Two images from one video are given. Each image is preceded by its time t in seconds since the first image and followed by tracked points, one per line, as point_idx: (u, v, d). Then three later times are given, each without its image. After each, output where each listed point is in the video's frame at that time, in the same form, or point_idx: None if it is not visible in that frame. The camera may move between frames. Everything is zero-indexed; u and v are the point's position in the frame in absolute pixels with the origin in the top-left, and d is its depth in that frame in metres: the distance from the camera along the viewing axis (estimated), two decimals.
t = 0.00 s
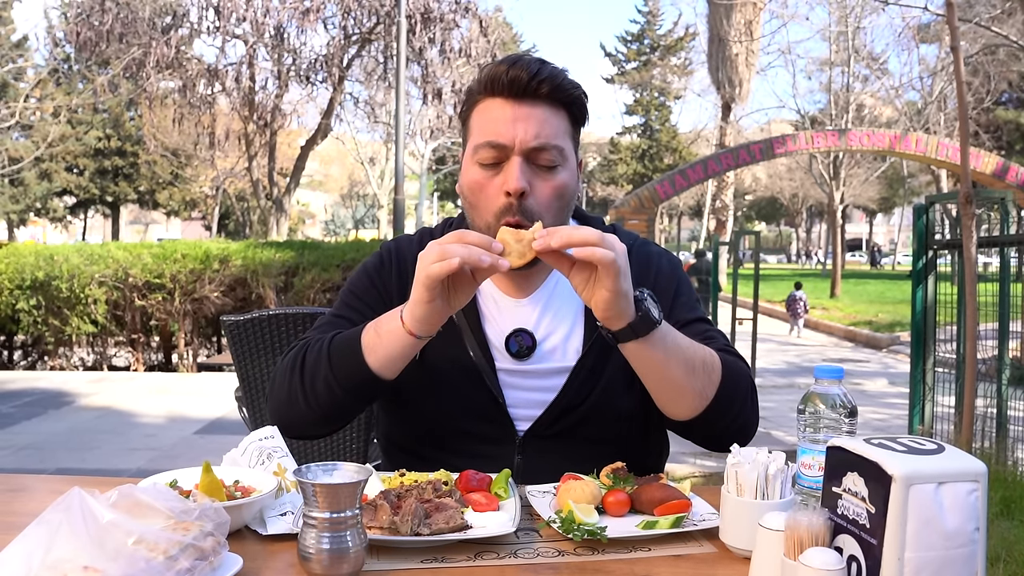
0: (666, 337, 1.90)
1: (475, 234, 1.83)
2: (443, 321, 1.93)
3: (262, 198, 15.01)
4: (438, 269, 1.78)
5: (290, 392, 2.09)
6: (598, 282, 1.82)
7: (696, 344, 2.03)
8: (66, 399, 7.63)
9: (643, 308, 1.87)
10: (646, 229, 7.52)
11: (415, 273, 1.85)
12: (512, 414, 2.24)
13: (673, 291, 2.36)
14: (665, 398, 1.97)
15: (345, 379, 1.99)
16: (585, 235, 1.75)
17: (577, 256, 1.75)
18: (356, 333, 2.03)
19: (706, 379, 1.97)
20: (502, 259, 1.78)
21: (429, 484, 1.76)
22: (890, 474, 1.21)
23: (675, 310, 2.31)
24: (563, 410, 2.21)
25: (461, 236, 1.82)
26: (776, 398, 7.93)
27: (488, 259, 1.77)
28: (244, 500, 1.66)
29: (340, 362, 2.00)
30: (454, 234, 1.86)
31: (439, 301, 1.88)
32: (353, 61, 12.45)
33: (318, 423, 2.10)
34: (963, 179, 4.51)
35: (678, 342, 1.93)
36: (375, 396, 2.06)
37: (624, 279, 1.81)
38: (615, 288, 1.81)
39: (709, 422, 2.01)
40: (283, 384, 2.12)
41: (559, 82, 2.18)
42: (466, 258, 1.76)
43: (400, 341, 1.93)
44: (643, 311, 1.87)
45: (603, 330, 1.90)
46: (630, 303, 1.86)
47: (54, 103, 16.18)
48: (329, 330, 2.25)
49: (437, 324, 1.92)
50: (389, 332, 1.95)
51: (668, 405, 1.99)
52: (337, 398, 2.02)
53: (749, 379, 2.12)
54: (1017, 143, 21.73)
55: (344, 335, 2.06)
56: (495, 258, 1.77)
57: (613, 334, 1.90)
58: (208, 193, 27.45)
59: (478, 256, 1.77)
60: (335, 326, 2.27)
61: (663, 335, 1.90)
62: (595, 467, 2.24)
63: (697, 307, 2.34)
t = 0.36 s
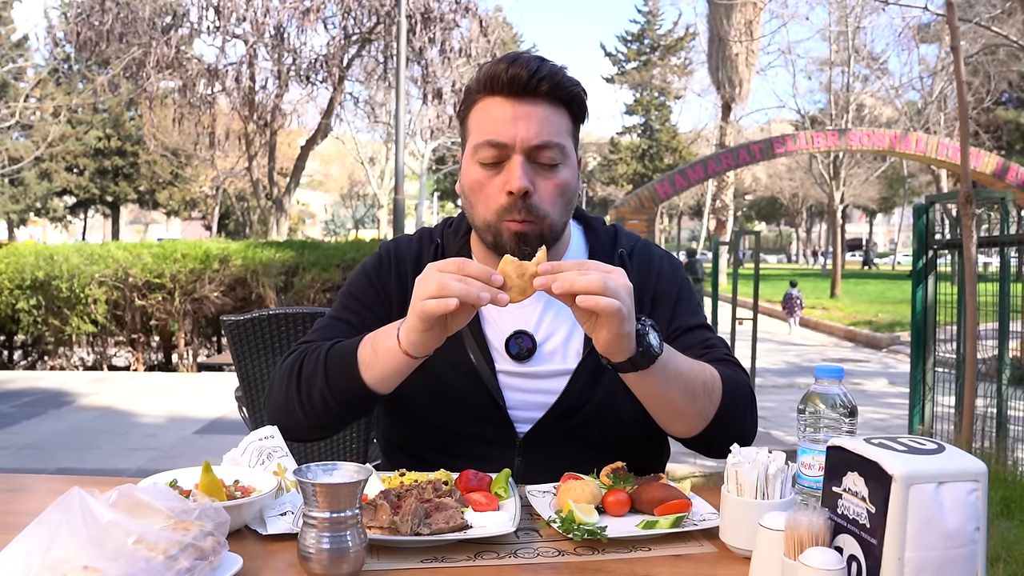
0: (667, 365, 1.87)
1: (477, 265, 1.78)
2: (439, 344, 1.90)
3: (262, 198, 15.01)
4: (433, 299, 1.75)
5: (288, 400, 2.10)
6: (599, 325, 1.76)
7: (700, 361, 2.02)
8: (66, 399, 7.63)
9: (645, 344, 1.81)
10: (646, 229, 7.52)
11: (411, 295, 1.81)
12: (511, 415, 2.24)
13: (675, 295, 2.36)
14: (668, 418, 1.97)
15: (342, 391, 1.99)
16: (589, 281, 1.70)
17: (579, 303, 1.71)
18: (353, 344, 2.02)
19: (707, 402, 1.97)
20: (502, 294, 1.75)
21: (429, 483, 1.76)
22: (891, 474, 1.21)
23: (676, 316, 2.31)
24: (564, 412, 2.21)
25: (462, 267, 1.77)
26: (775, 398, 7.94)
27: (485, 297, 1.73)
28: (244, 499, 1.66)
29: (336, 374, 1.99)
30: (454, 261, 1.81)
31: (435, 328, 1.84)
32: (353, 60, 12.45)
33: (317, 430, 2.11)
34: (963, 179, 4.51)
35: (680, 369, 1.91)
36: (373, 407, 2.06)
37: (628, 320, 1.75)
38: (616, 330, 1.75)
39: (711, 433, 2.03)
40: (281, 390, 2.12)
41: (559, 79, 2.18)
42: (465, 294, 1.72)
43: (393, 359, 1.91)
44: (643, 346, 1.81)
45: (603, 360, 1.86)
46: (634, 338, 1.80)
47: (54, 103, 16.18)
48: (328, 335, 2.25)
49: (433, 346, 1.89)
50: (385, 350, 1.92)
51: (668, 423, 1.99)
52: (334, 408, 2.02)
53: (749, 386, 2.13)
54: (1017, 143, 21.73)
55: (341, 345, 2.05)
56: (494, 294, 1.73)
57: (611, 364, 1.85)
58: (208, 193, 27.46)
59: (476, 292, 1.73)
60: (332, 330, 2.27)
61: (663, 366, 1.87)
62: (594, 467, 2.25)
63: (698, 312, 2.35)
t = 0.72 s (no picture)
0: (672, 372, 1.87)
1: (477, 275, 1.78)
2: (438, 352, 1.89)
3: (262, 197, 15.01)
4: (431, 312, 1.75)
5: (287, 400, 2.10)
6: (601, 339, 1.76)
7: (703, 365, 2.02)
8: (66, 398, 7.63)
9: (648, 355, 1.80)
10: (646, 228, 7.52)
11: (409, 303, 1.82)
12: (511, 414, 2.24)
13: (676, 296, 2.36)
14: (671, 424, 1.97)
15: (339, 392, 1.99)
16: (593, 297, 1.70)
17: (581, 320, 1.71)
18: (352, 344, 2.02)
19: (711, 406, 1.97)
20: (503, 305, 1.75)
21: (429, 483, 1.75)
22: (891, 472, 1.21)
23: (677, 316, 2.31)
24: (564, 413, 2.21)
25: (462, 278, 1.77)
26: (775, 397, 7.94)
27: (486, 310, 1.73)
28: (244, 499, 1.65)
29: (332, 379, 1.99)
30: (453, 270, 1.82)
31: (434, 339, 1.83)
32: (353, 59, 12.45)
33: (315, 430, 2.11)
34: (963, 179, 4.51)
35: (683, 374, 1.90)
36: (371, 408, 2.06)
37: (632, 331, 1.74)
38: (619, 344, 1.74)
39: (713, 436, 2.03)
40: (281, 388, 2.12)
41: (560, 78, 2.18)
42: (465, 308, 1.72)
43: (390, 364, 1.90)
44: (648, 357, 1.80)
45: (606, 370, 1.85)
46: (638, 349, 1.79)
47: (53, 102, 16.18)
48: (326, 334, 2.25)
49: (431, 355, 1.88)
50: (382, 354, 1.91)
51: (670, 427, 2.00)
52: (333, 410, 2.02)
53: (752, 387, 2.12)
54: (1016, 142, 21.74)
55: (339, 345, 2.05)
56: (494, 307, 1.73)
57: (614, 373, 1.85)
58: (207, 192, 27.44)
59: (476, 306, 1.73)
60: (332, 329, 2.27)
61: (667, 373, 1.86)
62: (595, 467, 2.25)
63: (699, 311, 2.35)
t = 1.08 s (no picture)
0: (692, 378, 1.84)
1: (462, 303, 1.68)
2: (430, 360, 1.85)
3: (262, 196, 15.01)
4: (414, 346, 1.71)
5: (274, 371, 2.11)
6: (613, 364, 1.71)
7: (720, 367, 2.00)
8: (66, 397, 7.63)
9: (670, 368, 1.73)
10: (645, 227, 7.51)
11: (397, 320, 1.77)
12: (515, 413, 2.24)
13: (683, 296, 2.35)
14: (692, 429, 1.97)
15: (324, 382, 2.00)
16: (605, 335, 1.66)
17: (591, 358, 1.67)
18: (338, 331, 2.02)
19: (731, 408, 1.97)
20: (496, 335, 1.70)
21: (428, 483, 1.75)
22: (890, 472, 1.21)
23: (683, 317, 2.30)
24: (568, 417, 2.21)
25: (446, 307, 1.68)
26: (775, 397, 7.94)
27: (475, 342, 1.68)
28: (244, 498, 1.65)
29: (320, 368, 2.00)
30: (438, 291, 1.72)
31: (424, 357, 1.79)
32: (353, 59, 12.45)
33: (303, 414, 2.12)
34: (962, 179, 4.52)
35: (705, 378, 1.88)
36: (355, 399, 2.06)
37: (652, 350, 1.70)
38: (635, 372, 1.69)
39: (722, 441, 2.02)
40: (273, 360, 2.13)
41: (570, 71, 2.18)
42: (450, 346, 1.67)
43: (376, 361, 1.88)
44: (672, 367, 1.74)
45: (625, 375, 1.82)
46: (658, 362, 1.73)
47: (52, 101, 16.18)
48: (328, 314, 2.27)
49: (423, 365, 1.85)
50: (369, 352, 1.89)
51: (688, 432, 1.99)
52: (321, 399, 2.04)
53: (766, 390, 2.11)
54: (1016, 142, 21.76)
55: (331, 328, 2.06)
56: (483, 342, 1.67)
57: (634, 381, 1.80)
58: (207, 192, 27.43)
59: (465, 339, 1.68)
60: (336, 310, 2.28)
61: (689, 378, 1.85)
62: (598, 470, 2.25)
63: (707, 312, 2.33)
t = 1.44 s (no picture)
0: (705, 380, 1.85)
1: (422, 337, 1.56)
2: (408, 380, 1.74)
3: (262, 196, 15.00)
4: (377, 378, 1.62)
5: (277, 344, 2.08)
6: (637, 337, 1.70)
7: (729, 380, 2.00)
8: (66, 397, 7.63)
9: (687, 354, 1.76)
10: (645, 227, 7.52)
11: (367, 343, 1.67)
12: (525, 417, 2.25)
13: (698, 305, 2.34)
14: (687, 438, 1.95)
15: (316, 372, 1.96)
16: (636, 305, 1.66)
17: (617, 322, 1.69)
18: (330, 321, 1.97)
19: (735, 420, 1.97)
20: (463, 368, 1.58)
21: (428, 482, 1.75)
22: (892, 473, 1.21)
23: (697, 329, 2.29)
24: (578, 426, 2.22)
25: (408, 333, 1.58)
26: (775, 397, 7.94)
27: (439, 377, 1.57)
28: (243, 498, 1.64)
29: (317, 357, 1.95)
30: (404, 315, 1.61)
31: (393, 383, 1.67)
32: (353, 59, 12.45)
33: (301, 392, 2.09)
34: (963, 178, 4.52)
35: (715, 383, 1.88)
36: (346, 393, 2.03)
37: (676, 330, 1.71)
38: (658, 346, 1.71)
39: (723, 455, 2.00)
40: (278, 338, 2.11)
41: (596, 69, 2.24)
42: (408, 383, 1.57)
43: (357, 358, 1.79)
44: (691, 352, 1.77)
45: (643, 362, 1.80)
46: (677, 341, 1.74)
47: (53, 101, 16.19)
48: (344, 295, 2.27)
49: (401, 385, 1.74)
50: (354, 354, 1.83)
51: (686, 444, 1.98)
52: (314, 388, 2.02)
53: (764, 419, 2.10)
54: (1016, 142, 21.74)
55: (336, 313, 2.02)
56: (443, 379, 1.55)
57: (647, 367, 1.81)
58: (207, 192, 27.43)
59: (428, 374, 1.57)
60: (354, 289, 2.28)
61: (702, 378, 1.85)
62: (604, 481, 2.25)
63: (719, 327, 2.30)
